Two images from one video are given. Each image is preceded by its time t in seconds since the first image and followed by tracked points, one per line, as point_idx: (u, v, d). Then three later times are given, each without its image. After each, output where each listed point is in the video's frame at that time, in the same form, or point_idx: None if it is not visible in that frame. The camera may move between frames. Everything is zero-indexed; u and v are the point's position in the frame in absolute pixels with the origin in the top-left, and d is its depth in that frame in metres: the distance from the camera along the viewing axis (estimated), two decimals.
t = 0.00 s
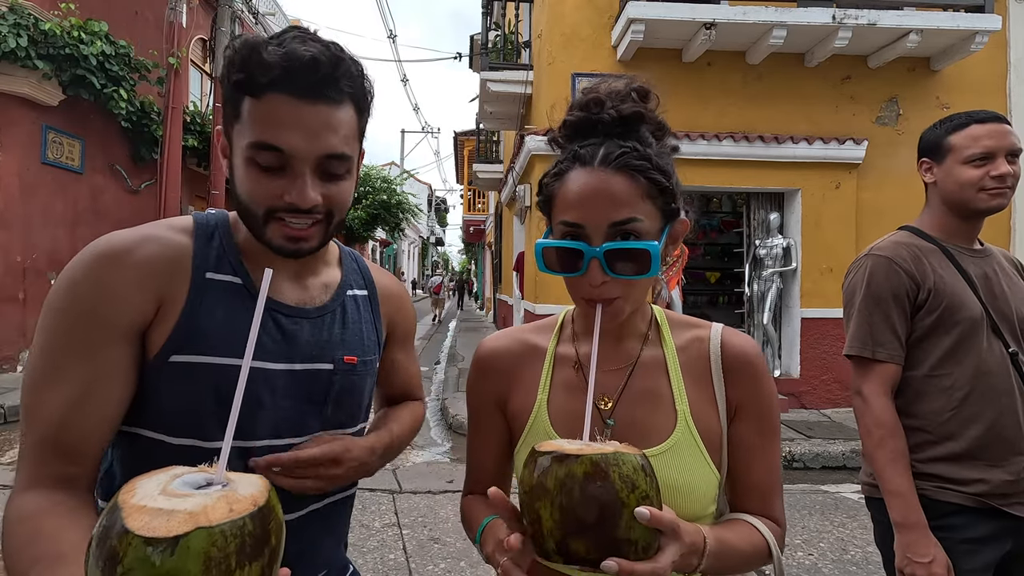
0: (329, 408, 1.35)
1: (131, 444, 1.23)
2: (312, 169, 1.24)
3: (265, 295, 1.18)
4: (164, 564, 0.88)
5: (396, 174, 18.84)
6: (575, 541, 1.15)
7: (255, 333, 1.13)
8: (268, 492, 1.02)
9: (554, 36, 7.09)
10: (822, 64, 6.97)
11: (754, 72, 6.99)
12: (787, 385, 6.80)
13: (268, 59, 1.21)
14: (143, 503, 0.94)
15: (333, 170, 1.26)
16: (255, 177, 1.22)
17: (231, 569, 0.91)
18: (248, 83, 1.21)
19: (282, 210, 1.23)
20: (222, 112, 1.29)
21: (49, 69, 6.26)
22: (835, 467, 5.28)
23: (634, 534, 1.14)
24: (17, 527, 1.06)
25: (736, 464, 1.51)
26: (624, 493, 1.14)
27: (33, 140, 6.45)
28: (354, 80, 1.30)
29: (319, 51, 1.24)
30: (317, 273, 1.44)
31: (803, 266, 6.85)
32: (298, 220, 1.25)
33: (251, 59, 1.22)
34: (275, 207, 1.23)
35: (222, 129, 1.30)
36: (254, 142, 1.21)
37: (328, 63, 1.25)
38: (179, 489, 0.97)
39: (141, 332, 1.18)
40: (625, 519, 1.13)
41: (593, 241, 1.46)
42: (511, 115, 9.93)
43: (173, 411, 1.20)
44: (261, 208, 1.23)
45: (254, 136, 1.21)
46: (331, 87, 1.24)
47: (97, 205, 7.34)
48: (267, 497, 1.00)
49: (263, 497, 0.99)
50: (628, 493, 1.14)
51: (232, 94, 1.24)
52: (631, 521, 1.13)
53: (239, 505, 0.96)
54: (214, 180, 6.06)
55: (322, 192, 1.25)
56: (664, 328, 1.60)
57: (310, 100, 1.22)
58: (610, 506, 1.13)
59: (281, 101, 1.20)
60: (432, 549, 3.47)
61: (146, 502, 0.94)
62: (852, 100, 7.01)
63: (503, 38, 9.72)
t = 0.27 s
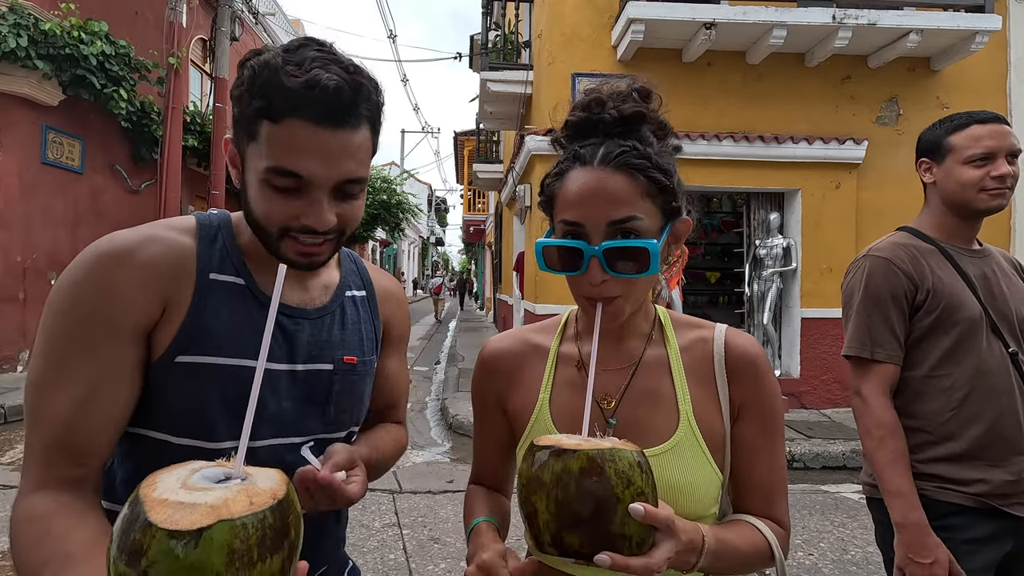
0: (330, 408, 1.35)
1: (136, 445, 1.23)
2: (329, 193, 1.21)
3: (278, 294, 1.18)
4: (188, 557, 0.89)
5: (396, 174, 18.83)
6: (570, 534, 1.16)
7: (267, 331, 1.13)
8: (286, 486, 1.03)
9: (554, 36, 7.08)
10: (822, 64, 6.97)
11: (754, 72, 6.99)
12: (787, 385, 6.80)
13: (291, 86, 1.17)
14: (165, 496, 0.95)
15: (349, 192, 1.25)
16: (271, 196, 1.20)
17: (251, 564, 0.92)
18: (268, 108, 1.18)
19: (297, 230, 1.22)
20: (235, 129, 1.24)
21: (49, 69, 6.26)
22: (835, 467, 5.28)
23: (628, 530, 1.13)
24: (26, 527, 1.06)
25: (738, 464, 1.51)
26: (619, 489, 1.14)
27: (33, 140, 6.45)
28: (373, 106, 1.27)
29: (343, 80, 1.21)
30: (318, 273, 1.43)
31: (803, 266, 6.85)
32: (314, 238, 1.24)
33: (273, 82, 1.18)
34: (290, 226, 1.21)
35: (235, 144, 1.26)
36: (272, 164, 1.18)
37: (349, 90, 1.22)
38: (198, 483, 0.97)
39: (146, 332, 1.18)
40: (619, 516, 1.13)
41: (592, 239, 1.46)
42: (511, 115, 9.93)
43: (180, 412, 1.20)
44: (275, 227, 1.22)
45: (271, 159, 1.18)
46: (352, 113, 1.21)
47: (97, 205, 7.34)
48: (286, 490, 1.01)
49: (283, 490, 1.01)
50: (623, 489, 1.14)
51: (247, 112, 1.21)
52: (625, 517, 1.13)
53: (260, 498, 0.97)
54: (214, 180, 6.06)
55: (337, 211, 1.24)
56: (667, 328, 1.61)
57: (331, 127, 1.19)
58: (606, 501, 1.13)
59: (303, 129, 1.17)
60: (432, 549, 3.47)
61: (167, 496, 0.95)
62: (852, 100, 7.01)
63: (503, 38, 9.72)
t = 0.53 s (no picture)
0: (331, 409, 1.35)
1: (130, 443, 1.23)
2: (336, 181, 1.21)
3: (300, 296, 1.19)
4: (211, 540, 0.89)
5: (396, 174, 18.82)
6: (561, 537, 1.16)
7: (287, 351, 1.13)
8: (304, 481, 1.02)
9: (554, 36, 7.08)
10: (822, 64, 6.97)
11: (754, 72, 6.99)
12: (787, 385, 6.79)
13: (310, 73, 1.18)
14: (189, 482, 0.95)
15: (356, 185, 1.24)
16: (276, 180, 1.19)
17: (270, 552, 0.92)
18: (284, 92, 1.18)
19: (300, 217, 1.20)
20: (249, 115, 1.25)
21: (49, 69, 6.26)
22: (835, 467, 5.28)
23: (618, 534, 1.13)
24: (22, 523, 1.05)
25: (737, 465, 1.50)
26: (610, 494, 1.14)
27: (33, 140, 6.45)
28: (386, 100, 1.28)
29: (361, 70, 1.22)
30: (318, 275, 1.44)
31: (803, 266, 6.85)
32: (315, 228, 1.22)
33: (291, 68, 1.19)
34: (292, 212, 1.20)
35: (247, 130, 1.26)
36: (280, 147, 1.18)
37: (365, 81, 1.23)
38: (220, 472, 0.98)
39: (144, 330, 1.17)
40: (609, 520, 1.13)
41: (588, 238, 1.46)
42: (511, 115, 9.93)
43: (179, 410, 1.21)
44: (278, 213, 1.20)
45: (282, 141, 1.18)
46: (366, 106, 1.22)
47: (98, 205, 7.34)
48: (304, 485, 1.01)
49: (300, 484, 1.00)
50: (614, 494, 1.14)
51: (261, 99, 1.21)
52: (615, 521, 1.13)
53: (280, 489, 0.97)
54: (214, 180, 6.06)
55: (342, 203, 1.22)
56: (666, 328, 1.60)
57: (345, 116, 1.20)
58: (596, 505, 1.13)
59: (318, 115, 1.18)
60: (432, 549, 3.47)
61: (192, 482, 0.95)
62: (852, 100, 7.01)
63: (503, 38, 9.72)
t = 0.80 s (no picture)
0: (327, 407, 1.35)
1: (125, 439, 1.22)
2: (323, 141, 1.28)
3: (298, 292, 1.17)
4: (211, 520, 0.89)
5: (396, 174, 18.81)
6: (562, 539, 1.16)
7: (283, 339, 1.13)
8: (304, 464, 1.03)
9: (554, 36, 7.08)
10: (822, 64, 6.97)
11: (754, 72, 6.99)
12: (786, 385, 6.80)
13: (291, 37, 1.27)
14: (191, 465, 0.96)
15: (343, 147, 1.31)
16: (268, 146, 1.26)
17: (272, 532, 0.92)
18: (270, 57, 1.27)
19: (291, 179, 1.26)
20: (241, 92, 1.33)
21: (49, 69, 6.26)
22: (835, 467, 5.28)
23: (619, 535, 1.13)
24: (16, 517, 1.04)
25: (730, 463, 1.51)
26: (611, 496, 1.14)
27: (33, 140, 6.45)
28: (366, 68, 1.36)
29: (340, 35, 1.31)
30: (317, 273, 1.44)
31: (803, 266, 6.85)
32: (307, 193, 1.28)
33: (275, 37, 1.28)
34: (283, 176, 1.26)
35: (239, 109, 1.34)
36: (271, 111, 1.26)
37: (346, 48, 1.31)
38: (222, 456, 0.98)
39: (141, 326, 1.18)
40: (610, 522, 1.13)
41: (577, 237, 1.46)
42: (511, 115, 9.93)
43: (174, 407, 1.20)
44: (270, 179, 1.26)
45: (271, 102, 1.26)
46: (347, 71, 1.31)
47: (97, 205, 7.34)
48: (304, 468, 1.02)
49: (301, 467, 1.01)
50: (615, 496, 1.14)
51: (251, 71, 1.30)
52: (617, 523, 1.13)
53: (280, 471, 0.98)
54: (214, 180, 6.06)
55: (331, 165, 1.29)
56: (657, 329, 1.61)
57: (326, 77, 1.28)
58: (598, 507, 1.13)
59: (301, 75, 1.26)
60: (432, 549, 3.47)
61: (193, 464, 0.95)
62: (852, 100, 7.01)
63: (503, 38, 9.71)
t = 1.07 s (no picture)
0: (323, 406, 1.35)
1: (125, 437, 1.22)
2: (309, 130, 1.28)
3: (294, 288, 1.17)
4: (211, 504, 0.90)
5: (396, 174, 18.80)
6: (568, 533, 1.15)
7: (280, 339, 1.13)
8: (303, 450, 1.05)
9: (554, 36, 7.08)
10: (822, 64, 6.97)
11: (754, 72, 6.99)
12: (787, 385, 6.79)
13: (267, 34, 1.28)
14: (193, 450, 0.97)
15: (329, 135, 1.31)
16: (257, 140, 1.26)
17: (270, 516, 0.93)
18: (249, 55, 1.28)
19: (283, 170, 1.26)
20: (227, 96, 1.35)
21: (49, 69, 6.26)
22: (835, 467, 5.28)
23: (624, 528, 1.14)
24: (24, 511, 1.05)
25: (726, 461, 1.51)
26: (616, 489, 1.14)
27: (33, 140, 6.44)
28: (345, 60, 1.37)
29: (315, 28, 1.32)
30: (315, 273, 1.44)
31: (803, 266, 6.85)
32: (300, 182, 1.27)
33: (252, 35, 1.30)
34: (276, 170, 1.26)
35: (227, 113, 1.35)
36: (256, 105, 1.26)
37: (322, 39, 1.33)
38: (222, 442, 0.99)
39: (141, 325, 1.18)
40: (616, 514, 1.13)
41: (574, 236, 1.46)
42: (511, 115, 9.93)
43: (173, 405, 1.20)
44: (264, 173, 1.26)
45: (256, 97, 1.26)
46: (325, 61, 1.32)
47: (97, 205, 7.32)
48: (303, 453, 1.03)
49: (300, 452, 1.03)
50: (621, 489, 1.14)
51: (233, 72, 1.31)
52: (622, 516, 1.13)
53: (279, 457, 0.99)
54: (214, 180, 6.06)
55: (319, 153, 1.28)
56: (652, 328, 1.62)
57: (304, 67, 1.29)
58: (603, 502, 1.13)
59: (281, 68, 1.27)
60: (432, 549, 3.47)
61: (195, 449, 0.97)
62: (852, 100, 7.01)
63: (503, 38, 9.71)
